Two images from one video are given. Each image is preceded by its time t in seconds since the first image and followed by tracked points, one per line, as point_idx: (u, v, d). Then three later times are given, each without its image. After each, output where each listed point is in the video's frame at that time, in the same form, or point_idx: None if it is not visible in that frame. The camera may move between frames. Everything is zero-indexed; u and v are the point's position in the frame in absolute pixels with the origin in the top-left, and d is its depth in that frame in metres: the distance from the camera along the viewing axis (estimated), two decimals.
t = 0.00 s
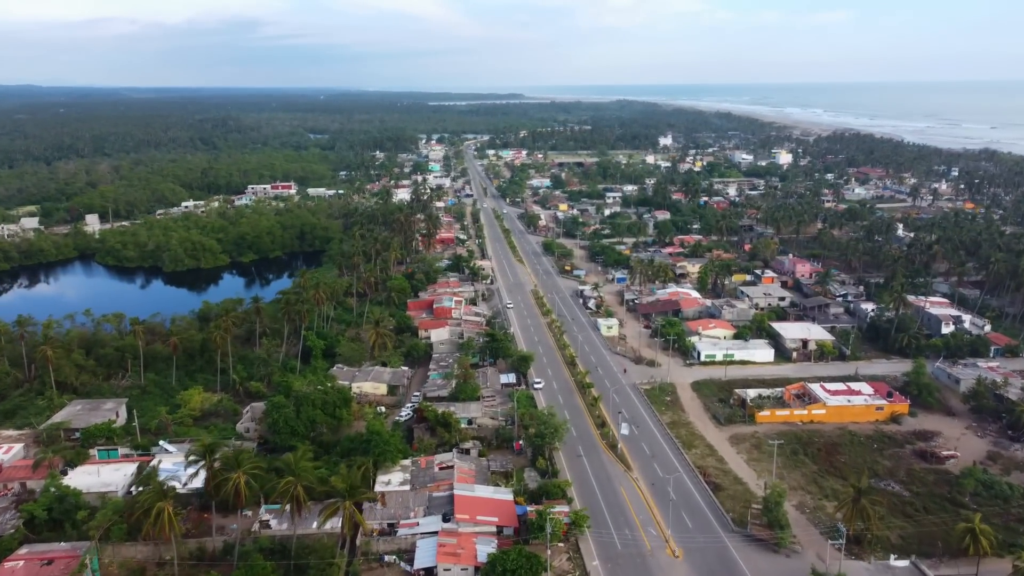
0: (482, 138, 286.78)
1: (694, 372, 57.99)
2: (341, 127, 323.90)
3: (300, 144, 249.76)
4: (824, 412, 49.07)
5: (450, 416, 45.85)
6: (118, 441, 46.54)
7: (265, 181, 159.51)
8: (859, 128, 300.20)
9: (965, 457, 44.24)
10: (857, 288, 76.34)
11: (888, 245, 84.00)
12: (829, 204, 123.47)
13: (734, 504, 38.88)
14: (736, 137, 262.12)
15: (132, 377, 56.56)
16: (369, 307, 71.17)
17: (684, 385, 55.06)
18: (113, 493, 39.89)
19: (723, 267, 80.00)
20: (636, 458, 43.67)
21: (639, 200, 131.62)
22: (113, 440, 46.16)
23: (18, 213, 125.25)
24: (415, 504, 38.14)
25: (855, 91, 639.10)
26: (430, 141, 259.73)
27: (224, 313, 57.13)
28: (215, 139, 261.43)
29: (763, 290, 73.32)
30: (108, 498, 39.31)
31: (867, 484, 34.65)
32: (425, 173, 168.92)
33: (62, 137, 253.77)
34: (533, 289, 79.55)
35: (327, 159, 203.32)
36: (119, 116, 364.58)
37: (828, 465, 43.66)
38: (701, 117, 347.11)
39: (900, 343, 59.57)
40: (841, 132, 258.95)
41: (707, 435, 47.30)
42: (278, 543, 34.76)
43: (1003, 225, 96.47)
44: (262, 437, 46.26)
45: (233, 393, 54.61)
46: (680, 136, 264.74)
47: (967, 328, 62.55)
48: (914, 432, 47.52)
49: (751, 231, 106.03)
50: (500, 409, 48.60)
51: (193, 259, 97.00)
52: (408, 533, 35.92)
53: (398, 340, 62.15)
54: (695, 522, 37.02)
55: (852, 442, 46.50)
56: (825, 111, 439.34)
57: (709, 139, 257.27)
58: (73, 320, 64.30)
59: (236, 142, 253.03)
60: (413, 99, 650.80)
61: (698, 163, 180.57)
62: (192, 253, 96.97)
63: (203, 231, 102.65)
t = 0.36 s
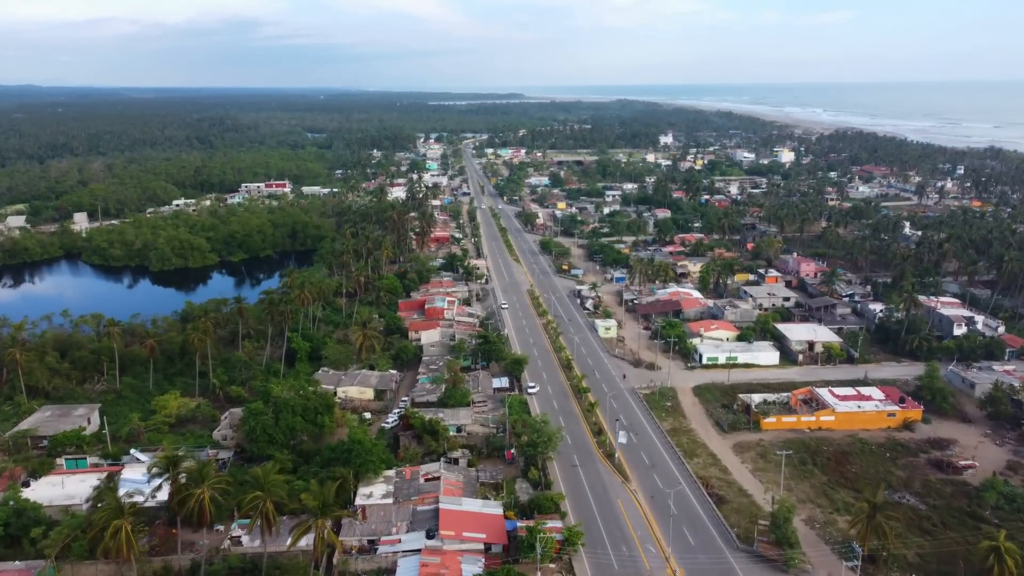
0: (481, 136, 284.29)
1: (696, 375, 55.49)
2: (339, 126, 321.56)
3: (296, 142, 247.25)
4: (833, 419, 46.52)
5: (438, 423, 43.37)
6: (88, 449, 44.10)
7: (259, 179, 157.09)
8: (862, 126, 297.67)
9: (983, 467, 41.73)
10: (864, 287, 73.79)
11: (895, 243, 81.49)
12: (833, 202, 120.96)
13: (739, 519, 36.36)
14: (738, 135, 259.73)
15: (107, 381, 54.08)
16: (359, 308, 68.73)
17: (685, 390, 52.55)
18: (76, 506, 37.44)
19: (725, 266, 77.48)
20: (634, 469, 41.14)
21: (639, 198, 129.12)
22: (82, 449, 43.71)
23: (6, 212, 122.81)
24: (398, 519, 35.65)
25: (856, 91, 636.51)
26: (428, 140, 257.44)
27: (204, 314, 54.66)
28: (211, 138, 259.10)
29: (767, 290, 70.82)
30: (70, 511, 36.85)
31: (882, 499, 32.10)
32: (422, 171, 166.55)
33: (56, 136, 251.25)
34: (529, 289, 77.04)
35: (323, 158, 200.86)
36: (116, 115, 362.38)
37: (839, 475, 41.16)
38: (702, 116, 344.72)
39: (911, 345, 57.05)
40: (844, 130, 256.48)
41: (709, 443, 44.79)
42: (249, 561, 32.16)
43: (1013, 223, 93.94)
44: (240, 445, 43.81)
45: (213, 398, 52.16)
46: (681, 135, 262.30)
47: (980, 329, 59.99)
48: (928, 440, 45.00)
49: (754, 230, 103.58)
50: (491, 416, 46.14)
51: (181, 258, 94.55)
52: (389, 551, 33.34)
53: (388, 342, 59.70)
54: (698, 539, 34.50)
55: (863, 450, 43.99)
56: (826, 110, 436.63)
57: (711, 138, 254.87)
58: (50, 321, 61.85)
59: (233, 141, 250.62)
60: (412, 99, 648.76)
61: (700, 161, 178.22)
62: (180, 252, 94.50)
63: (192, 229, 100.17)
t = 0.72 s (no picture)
0: (480, 135, 281.77)
1: (697, 379, 53.10)
2: (337, 125, 319.42)
3: (293, 141, 244.97)
4: (841, 425, 44.08)
5: (424, 431, 41.02)
6: (56, 458, 41.71)
7: (253, 178, 154.77)
8: (864, 125, 295.43)
9: (1003, 478, 39.36)
10: (871, 287, 71.38)
11: (902, 242, 79.13)
12: (837, 200, 118.65)
13: (744, 535, 33.99)
14: (739, 134, 257.47)
15: (82, 385, 51.66)
16: (348, 309, 66.40)
17: (686, 394, 50.17)
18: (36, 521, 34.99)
19: (727, 265, 75.05)
20: (632, 480, 38.74)
21: (639, 196, 126.75)
22: (49, 458, 41.32)
23: None
24: (378, 536, 33.26)
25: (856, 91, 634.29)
26: (426, 139, 255.39)
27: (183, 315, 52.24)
28: (207, 136, 256.79)
29: (771, 290, 68.43)
30: (29, 526, 34.44)
31: (898, 514, 29.68)
32: (419, 170, 164.25)
33: (51, 134, 249.25)
34: (525, 289, 74.62)
35: (319, 156, 198.49)
36: (112, 114, 360.52)
37: (849, 487, 38.79)
38: (703, 115, 342.41)
39: (922, 348, 54.64)
40: (847, 128, 254.19)
41: (712, 452, 42.41)
42: None
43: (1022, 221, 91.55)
44: (215, 454, 41.41)
45: (191, 404, 49.81)
46: (682, 134, 260.02)
47: (994, 331, 57.59)
48: (942, 448, 42.62)
49: (756, 228, 101.24)
50: (481, 423, 43.77)
51: (169, 258, 92.18)
52: (367, 571, 30.91)
53: (376, 344, 57.29)
54: (700, 557, 32.07)
55: (875, 459, 41.59)
56: (828, 109, 434.13)
57: (711, 136, 252.60)
58: (26, 323, 59.45)
59: (229, 140, 248.37)
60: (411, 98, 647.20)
61: (700, 160, 175.92)
62: (167, 251, 92.12)
63: (181, 228, 97.83)
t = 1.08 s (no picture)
0: (478, 134, 279.91)
1: (698, 383, 50.65)
2: (335, 123, 317.03)
3: (289, 139, 242.46)
4: (851, 433, 41.63)
5: (407, 440, 38.55)
6: (16, 468, 39.04)
7: (246, 176, 152.23)
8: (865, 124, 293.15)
9: None
10: (878, 287, 68.93)
11: (910, 240, 76.65)
12: (840, 198, 116.24)
13: (748, 554, 31.55)
14: (739, 132, 255.08)
15: (51, 391, 49.10)
16: (335, 309, 63.92)
17: (686, 399, 47.72)
18: None
19: (729, 264, 72.44)
20: (628, 492, 36.28)
21: (638, 194, 124.31)
22: (9, 468, 38.69)
23: None
24: (353, 555, 30.74)
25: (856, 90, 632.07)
26: (423, 137, 253.08)
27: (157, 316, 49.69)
28: (203, 135, 254.13)
29: (774, 290, 65.96)
30: None
31: (917, 533, 27.24)
32: (415, 168, 161.80)
33: (43, 133, 246.68)
34: (519, 289, 72.12)
35: (315, 155, 196.07)
36: (108, 113, 358.18)
37: (860, 500, 36.33)
38: (704, 113, 340.14)
39: (933, 350, 52.18)
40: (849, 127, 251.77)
41: (713, 461, 39.97)
42: None
43: None
44: (184, 465, 38.95)
45: (165, 410, 47.30)
46: (681, 132, 257.61)
47: (1008, 332, 55.12)
48: (958, 457, 40.17)
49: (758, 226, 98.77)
50: (469, 430, 41.30)
51: (155, 257, 89.66)
52: None
53: (362, 346, 54.80)
54: None
55: (886, 470, 39.13)
56: (827, 108, 432.17)
57: (711, 134, 250.25)
58: None
59: (225, 138, 246.16)
60: (410, 98, 644.83)
61: (701, 158, 173.63)
62: (153, 250, 89.61)
63: (167, 226, 95.31)
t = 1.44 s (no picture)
0: (476, 132, 278.02)
1: (698, 387, 48.13)
2: (332, 122, 314.55)
3: (285, 138, 239.84)
4: (861, 441, 39.15)
5: (388, 449, 36.02)
6: None
7: (238, 173, 149.68)
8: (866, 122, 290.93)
9: None
10: (885, 286, 66.45)
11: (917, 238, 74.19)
12: (843, 195, 113.81)
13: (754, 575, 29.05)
14: (739, 130, 252.63)
15: (16, 395, 46.50)
16: (321, 309, 61.41)
17: (686, 405, 45.21)
18: None
19: (731, 263, 69.90)
20: (623, 505, 33.72)
21: (637, 192, 121.82)
22: None
23: None
24: None
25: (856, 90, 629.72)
26: (421, 136, 250.57)
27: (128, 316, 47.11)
28: (198, 133, 251.36)
29: (778, 290, 63.50)
30: None
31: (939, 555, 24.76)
32: (411, 166, 159.34)
33: (36, 131, 243.84)
34: (512, 289, 69.56)
35: (310, 153, 193.49)
36: (103, 111, 355.90)
37: (873, 514, 33.83)
38: (703, 111, 337.69)
39: (946, 352, 49.69)
40: (851, 125, 249.49)
41: (715, 472, 37.43)
42: None
43: None
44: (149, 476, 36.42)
45: (136, 416, 44.77)
46: (681, 130, 255.17)
47: None
48: (976, 467, 37.68)
49: (760, 224, 96.31)
50: (454, 438, 38.77)
51: (139, 255, 87.11)
52: None
53: (346, 348, 52.28)
54: None
55: (900, 480, 36.63)
56: (827, 107, 429.89)
57: (711, 133, 247.83)
58: None
59: (221, 137, 243.62)
60: (408, 98, 643.30)
61: (701, 155, 171.21)
62: (137, 248, 87.08)
63: (153, 224, 92.73)
